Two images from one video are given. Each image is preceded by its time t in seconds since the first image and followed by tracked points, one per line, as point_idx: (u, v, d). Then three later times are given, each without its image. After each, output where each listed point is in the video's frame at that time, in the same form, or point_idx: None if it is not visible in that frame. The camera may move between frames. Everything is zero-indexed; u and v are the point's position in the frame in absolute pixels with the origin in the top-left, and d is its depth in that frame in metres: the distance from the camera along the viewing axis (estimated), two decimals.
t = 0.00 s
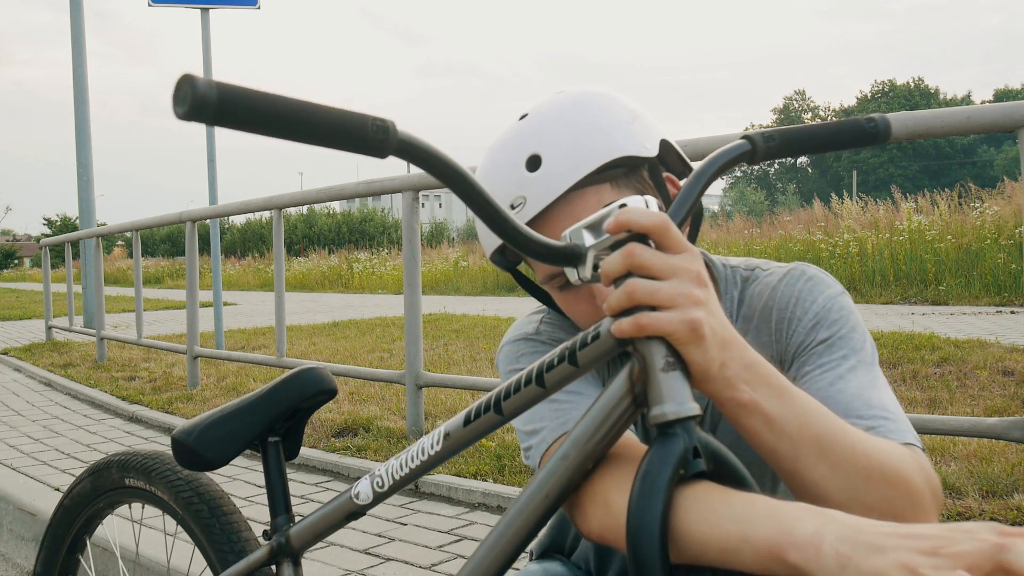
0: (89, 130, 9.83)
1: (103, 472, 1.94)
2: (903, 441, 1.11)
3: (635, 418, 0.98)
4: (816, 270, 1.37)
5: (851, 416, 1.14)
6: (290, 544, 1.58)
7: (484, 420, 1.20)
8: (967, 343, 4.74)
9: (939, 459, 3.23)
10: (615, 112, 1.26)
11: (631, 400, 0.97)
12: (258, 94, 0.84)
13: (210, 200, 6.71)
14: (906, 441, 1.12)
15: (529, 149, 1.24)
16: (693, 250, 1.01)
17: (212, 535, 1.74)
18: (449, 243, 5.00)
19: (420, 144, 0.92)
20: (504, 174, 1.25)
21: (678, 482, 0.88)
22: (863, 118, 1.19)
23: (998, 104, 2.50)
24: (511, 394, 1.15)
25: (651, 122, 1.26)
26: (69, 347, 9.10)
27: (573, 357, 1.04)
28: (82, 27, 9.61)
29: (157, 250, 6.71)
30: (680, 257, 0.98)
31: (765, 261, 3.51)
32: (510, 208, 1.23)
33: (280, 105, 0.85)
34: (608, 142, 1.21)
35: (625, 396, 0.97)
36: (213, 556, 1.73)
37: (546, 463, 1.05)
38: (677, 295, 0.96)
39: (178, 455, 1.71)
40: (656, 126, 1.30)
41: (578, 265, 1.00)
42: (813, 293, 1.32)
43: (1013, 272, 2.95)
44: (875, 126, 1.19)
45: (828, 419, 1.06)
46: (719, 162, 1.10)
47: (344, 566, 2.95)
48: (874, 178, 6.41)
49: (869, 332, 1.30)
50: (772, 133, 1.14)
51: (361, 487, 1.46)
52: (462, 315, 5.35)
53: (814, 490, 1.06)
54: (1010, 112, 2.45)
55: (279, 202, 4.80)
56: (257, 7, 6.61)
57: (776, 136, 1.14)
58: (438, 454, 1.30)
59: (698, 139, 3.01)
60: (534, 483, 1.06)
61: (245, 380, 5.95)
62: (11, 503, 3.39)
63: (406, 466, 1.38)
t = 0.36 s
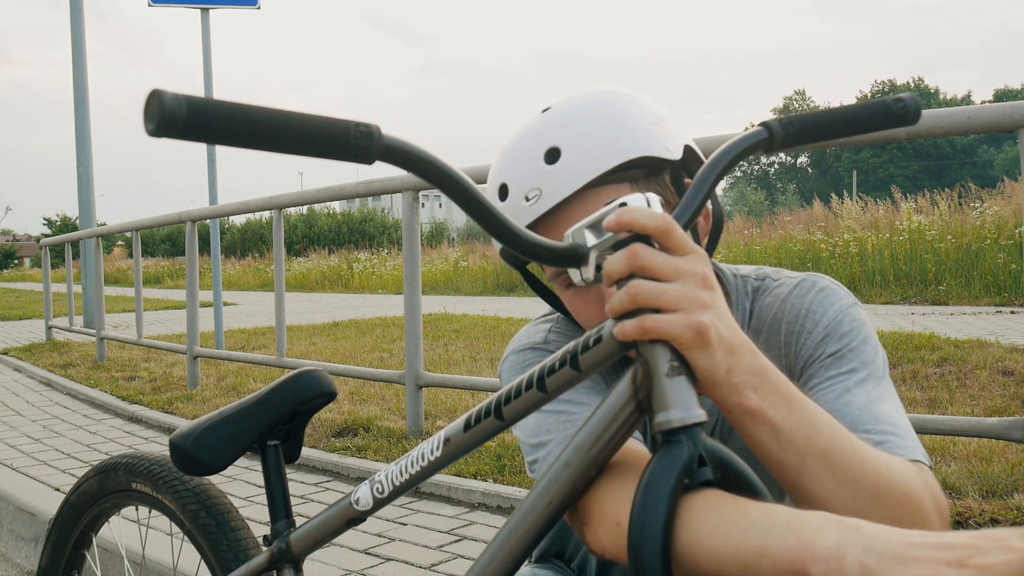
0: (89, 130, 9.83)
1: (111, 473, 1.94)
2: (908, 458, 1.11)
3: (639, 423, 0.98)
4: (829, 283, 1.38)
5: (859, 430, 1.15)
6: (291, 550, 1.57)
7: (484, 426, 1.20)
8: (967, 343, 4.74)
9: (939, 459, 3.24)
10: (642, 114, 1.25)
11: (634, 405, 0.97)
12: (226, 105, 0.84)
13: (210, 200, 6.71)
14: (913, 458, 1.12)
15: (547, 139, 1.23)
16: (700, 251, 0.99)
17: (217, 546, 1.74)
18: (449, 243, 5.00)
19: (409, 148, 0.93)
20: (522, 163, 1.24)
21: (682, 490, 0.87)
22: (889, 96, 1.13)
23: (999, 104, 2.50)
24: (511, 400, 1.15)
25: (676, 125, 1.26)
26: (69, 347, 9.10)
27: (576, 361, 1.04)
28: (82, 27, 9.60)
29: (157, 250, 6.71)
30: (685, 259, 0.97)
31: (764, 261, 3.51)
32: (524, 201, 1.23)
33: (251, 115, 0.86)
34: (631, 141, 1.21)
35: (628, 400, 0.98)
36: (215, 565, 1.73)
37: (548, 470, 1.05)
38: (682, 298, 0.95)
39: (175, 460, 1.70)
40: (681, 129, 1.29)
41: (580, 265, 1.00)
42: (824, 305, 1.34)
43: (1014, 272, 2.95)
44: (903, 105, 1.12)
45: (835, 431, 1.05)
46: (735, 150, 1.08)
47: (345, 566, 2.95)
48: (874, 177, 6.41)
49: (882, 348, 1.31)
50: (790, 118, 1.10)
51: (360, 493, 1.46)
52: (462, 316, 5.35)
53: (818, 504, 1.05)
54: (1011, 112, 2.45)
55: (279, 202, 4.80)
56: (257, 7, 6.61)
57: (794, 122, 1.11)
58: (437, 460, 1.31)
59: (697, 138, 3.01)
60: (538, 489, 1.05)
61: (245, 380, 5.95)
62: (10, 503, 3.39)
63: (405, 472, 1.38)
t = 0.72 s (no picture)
0: (89, 129, 9.83)
1: (125, 472, 1.93)
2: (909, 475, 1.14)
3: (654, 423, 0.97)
4: (824, 292, 1.37)
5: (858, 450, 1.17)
6: (304, 549, 1.58)
7: (499, 423, 1.19)
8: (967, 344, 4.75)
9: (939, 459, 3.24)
10: (638, 134, 1.24)
11: (650, 402, 0.96)
12: (255, 99, 0.85)
13: (210, 200, 6.72)
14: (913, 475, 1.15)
15: (543, 166, 1.24)
16: (715, 253, 1.01)
17: (230, 546, 1.74)
18: (449, 244, 5.00)
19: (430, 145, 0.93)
20: (518, 189, 1.25)
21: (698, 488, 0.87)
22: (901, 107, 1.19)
23: (999, 104, 2.50)
24: (525, 398, 1.14)
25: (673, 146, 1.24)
26: (69, 347, 9.10)
27: (589, 361, 1.03)
28: (82, 27, 9.61)
29: (157, 250, 6.71)
30: (702, 259, 0.98)
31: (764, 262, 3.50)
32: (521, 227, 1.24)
33: (279, 109, 0.86)
34: (626, 165, 1.20)
35: (643, 399, 0.96)
36: (227, 564, 1.73)
37: (564, 469, 1.05)
38: (699, 298, 0.95)
39: (190, 457, 1.70)
40: (679, 149, 1.28)
41: (597, 265, 1.01)
42: (818, 317, 1.33)
43: (1014, 272, 2.95)
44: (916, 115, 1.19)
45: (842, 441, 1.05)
46: (753, 151, 1.12)
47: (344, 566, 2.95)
48: (874, 177, 6.42)
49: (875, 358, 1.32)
50: (805, 127, 1.17)
51: (375, 490, 1.46)
52: (463, 316, 5.35)
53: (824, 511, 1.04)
54: (1011, 113, 2.46)
55: (280, 202, 4.80)
56: (257, 7, 6.62)
57: (808, 131, 1.17)
58: (452, 458, 1.30)
59: (697, 138, 3.01)
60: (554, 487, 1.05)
61: (245, 380, 5.95)
62: (11, 503, 3.39)
63: (420, 470, 1.38)
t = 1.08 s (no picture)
0: (89, 129, 9.82)
1: (106, 472, 1.95)
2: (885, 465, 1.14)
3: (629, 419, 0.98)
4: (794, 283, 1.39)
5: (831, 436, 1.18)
6: (291, 542, 1.58)
7: (481, 419, 1.20)
8: (967, 344, 4.75)
9: (939, 459, 3.23)
10: (607, 135, 1.24)
11: (625, 398, 0.96)
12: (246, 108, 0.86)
13: (210, 200, 6.71)
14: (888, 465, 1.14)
15: (517, 170, 1.24)
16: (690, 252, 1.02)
17: (214, 531, 1.74)
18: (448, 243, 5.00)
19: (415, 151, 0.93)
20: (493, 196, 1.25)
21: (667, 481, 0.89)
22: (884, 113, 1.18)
23: (999, 104, 2.49)
24: (508, 393, 1.15)
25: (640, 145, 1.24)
26: (69, 347, 9.10)
27: (569, 356, 1.04)
28: (82, 27, 9.61)
29: (156, 250, 6.71)
30: (675, 258, 0.99)
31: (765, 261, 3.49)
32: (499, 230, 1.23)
33: (268, 115, 0.87)
34: (597, 165, 1.20)
35: (619, 395, 0.96)
36: (213, 550, 1.74)
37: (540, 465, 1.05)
38: (673, 296, 0.96)
39: (181, 453, 1.70)
40: (646, 149, 1.28)
41: (577, 266, 1.01)
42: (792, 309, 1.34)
43: (1014, 272, 2.95)
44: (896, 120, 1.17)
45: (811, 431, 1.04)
46: (736, 154, 1.16)
47: (344, 566, 2.95)
48: (875, 177, 6.41)
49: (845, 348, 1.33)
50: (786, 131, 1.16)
51: (360, 485, 1.46)
52: (462, 315, 5.35)
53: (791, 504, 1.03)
54: (1010, 113, 2.45)
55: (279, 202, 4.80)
56: (257, 7, 6.61)
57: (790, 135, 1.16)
58: (436, 453, 1.30)
59: (698, 139, 3.01)
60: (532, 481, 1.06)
61: (245, 379, 5.95)
62: (11, 503, 3.39)
63: (404, 464, 1.38)
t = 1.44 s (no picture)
0: (89, 129, 9.83)
1: (71, 478, 1.96)
2: (841, 439, 1.13)
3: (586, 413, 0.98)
4: (757, 272, 1.37)
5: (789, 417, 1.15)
6: (265, 535, 1.57)
7: (444, 413, 1.21)
8: (966, 344, 4.75)
9: (939, 459, 3.24)
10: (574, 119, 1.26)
11: (578, 393, 0.97)
12: (206, 122, 0.90)
13: (210, 200, 6.72)
14: (845, 440, 1.13)
15: (486, 147, 1.23)
16: (641, 250, 1.00)
17: (186, 517, 1.75)
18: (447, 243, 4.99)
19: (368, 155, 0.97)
20: (461, 172, 1.24)
21: (616, 472, 0.92)
22: (842, 111, 1.17)
23: (1000, 104, 2.48)
24: (469, 389, 1.16)
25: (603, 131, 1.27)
26: (70, 347, 9.10)
27: (526, 352, 1.05)
28: (82, 28, 9.62)
29: (157, 250, 6.71)
30: (625, 255, 0.98)
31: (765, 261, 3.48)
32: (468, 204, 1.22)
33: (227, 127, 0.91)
34: (565, 146, 1.21)
35: (573, 390, 0.97)
36: (191, 546, 1.73)
37: (496, 459, 1.07)
38: (623, 292, 0.95)
39: (157, 448, 1.70)
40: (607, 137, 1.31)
41: (536, 266, 1.01)
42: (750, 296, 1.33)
43: (1013, 272, 2.95)
44: (857, 117, 1.17)
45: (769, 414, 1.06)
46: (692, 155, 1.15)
47: (345, 566, 2.95)
48: (874, 177, 6.42)
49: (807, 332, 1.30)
50: (742, 130, 1.17)
51: (330, 478, 1.46)
52: (462, 315, 5.35)
53: (752, 489, 1.07)
54: (1011, 112, 2.44)
55: (279, 202, 4.80)
56: (258, 7, 6.62)
57: (745, 134, 1.17)
58: (401, 447, 1.31)
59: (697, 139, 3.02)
60: (488, 476, 1.06)
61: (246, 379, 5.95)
62: (10, 503, 3.39)
63: (373, 457, 1.38)
